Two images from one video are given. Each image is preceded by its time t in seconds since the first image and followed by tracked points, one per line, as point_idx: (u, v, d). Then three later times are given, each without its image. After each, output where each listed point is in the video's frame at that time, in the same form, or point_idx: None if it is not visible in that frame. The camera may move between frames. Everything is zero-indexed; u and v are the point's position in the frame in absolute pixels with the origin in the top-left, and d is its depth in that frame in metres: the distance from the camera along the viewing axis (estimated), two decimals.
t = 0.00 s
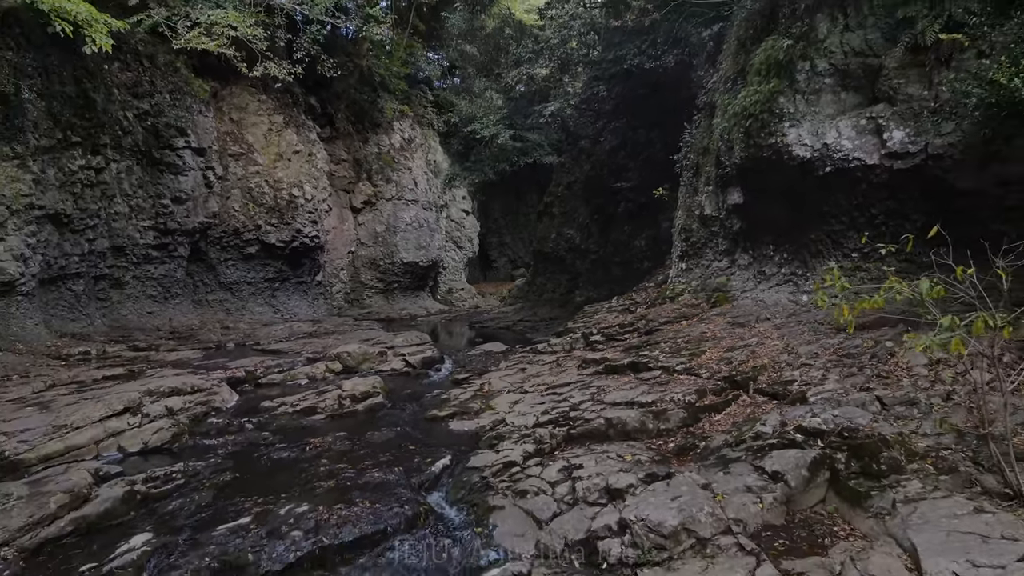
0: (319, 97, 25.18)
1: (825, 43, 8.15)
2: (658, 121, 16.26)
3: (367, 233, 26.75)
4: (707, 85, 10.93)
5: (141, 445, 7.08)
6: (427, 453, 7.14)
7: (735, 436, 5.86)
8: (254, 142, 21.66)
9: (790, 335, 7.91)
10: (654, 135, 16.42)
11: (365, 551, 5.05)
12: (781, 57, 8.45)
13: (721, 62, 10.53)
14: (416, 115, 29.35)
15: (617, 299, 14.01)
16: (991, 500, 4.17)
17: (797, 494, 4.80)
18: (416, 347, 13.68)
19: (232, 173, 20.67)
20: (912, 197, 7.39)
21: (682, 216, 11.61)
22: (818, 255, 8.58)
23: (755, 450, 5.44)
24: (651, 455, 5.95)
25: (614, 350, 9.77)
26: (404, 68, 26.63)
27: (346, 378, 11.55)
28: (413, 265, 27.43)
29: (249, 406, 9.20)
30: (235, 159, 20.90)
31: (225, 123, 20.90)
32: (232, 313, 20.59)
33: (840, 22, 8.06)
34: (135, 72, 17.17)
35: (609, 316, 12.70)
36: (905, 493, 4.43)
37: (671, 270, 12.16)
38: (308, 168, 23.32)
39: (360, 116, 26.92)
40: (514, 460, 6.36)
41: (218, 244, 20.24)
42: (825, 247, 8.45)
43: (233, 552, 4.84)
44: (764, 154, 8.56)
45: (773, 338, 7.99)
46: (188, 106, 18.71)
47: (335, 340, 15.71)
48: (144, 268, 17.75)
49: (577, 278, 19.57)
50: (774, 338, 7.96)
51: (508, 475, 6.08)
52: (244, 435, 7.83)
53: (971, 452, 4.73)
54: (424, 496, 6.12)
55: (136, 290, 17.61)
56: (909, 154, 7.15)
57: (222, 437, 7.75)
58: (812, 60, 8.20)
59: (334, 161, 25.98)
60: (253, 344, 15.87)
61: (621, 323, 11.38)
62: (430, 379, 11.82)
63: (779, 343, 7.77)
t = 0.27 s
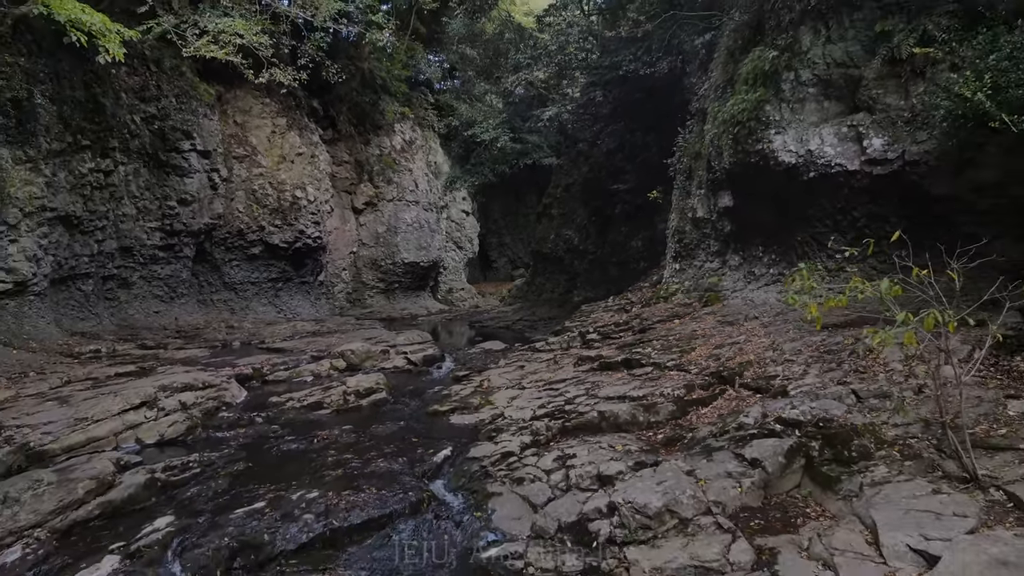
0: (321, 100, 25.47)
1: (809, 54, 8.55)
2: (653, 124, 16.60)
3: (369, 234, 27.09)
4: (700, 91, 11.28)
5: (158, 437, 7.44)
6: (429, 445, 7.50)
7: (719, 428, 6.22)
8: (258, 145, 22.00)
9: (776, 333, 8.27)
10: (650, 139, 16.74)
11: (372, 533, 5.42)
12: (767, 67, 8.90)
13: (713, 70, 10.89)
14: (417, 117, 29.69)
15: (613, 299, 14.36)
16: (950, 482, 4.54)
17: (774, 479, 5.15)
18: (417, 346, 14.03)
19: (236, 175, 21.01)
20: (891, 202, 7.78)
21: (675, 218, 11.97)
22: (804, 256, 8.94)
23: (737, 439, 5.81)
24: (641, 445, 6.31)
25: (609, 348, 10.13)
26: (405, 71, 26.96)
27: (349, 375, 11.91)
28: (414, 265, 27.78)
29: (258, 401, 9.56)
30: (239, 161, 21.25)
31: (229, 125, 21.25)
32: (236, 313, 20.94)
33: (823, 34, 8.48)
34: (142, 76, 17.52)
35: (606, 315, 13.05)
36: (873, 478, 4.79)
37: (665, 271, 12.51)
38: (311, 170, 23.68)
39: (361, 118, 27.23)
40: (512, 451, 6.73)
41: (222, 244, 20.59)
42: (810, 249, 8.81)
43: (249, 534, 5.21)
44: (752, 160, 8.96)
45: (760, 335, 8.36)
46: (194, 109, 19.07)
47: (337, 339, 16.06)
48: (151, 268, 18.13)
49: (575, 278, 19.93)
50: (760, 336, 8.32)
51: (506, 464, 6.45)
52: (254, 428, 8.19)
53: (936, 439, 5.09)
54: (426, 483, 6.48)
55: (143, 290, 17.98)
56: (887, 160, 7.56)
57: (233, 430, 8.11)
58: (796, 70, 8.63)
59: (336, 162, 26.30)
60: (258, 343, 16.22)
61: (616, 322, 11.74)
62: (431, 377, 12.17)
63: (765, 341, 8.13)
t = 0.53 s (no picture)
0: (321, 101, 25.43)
1: (793, 64, 9.16)
2: (649, 128, 16.95)
3: (370, 235, 27.42)
4: (692, 98, 11.66)
5: (172, 430, 7.80)
6: (431, 438, 7.87)
7: (705, 420, 6.58)
8: (262, 147, 22.35)
9: (764, 331, 8.64)
10: (647, 142, 17.10)
11: (378, 518, 5.79)
12: (754, 77, 9.50)
13: (706, 77, 11.26)
14: (417, 119, 30.03)
15: (610, 298, 14.70)
16: (914, 468, 4.91)
17: (754, 467, 5.51)
18: (418, 345, 14.38)
19: (240, 177, 21.35)
20: (872, 206, 8.23)
21: (670, 220, 12.33)
22: (790, 258, 9.35)
23: (721, 430, 6.17)
24: (632, 436, 6.68)
25: (604, 346, 10.48)
26: (406, 74, 27.28)
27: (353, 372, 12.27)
28: (414, 265, 28.14)
29: (266, 397, 9.94)
30: (243, 163, 21.59)
31: (234, 128, 21.59)
32: (241, 312, 21.30)
33: (807, 45, 9.10)
34: (149, 81, 17.87)
35: (602, 314, 13.40)
36: (845, 465, 5.15)
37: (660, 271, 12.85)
38: (313, 171, 24.02)
39: (360, 119, 27.18)
40: (510, 442, 7.10)
41: (226, 245, 20.94)
42: (796, 251, 9.21)
43: (265, 517, 5.58)
44: (741, 164, 9.50)
45: (749, 333, 8.72)
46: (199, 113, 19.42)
47: (340, 338, 16.40)
48: (157, 269, 18.49)
49: (573, 278, 20.31)
50: (748, 334, 8.68)
51: (504, 455, 6.82)
52: (264, 422, 8.57)
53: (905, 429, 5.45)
54: (429, 472, 6.85)
55: (149, 290, 18.33)
56: (867, 167, 8.10)
57: (244, 424, 8.48)
58: (781, 80, 9.22)
59: (338, 164, 26.55)
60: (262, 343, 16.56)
61: (612, 322, 12.09)
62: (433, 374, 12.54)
63: (752, 338, 8.51)
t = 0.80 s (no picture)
0: (322, 102, 25.64)
1: (780, 74, 9.49)
2: (646, 131, 17.32)
3: (372, 235, 27.76)
4: (686, 104, 12.01)
5: (186, 424, 8.16)
6: (434, 431, 8.24)
7: (693, 413, 6.95)
8: (265, 149, 22.70)
9: (753, 329, 9.01)
10: (644, 145, 17.44)
11: (384, 504, 6.15)
12: (742, 86, 9.84)
13: (699, 83, 11.61)
14: (418, 121, 30.38)
15: (607, 298, 15.05)
16: (884, 455, 5.26)
17: (738, 456, 5.86)
18: (419, 343, 14.74)
19: (245, 179, 21.69)
20: (856, 210, 8.65)
21: (664, 222, 12.69)
22: (778, 260, 9.72)
23: (708, 422, 6.54)
24: (624, 428, 7.05)
25: (600, 344, 10.85)
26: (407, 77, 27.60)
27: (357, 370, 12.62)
28: (415, 265, 28.50)
29: (273, 393, 10.30)
30: (247, 165, 21.92)
31: (238, 131, 21.93)
32: (245, 312, 21.65)
33: (793, 55, 9.44)
34: (156, 85, 18.23)
35: (599, 313, 13.76)
36: (821, 454, 5.51)
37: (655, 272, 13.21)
38: (316, 173, 24.37)
39: (364, 122, 27.73)
40: (508, 435, 7.46)
41: (231, 246, 21.29)
42: (784, 253, 9.60)
43: (278, 503, 5.95)
44: (731, 169, 9.89)
45: (738, 332, 9.09)
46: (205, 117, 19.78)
47: (344, 337, 16.74)
48: (164, 270, 18.86)
49: (572, 278, 20.71)
50: (738, 333, 9.05)
51: (503, 446, 7.19)
52: (273, 417, 8.93)
53: (879, 420, 5.80)
54: (432, 463, 7.22)
55: (156, 290, 18.70)
56: (850, 172, 8.47)
57: (254, 418, 8.84)
58: (769, 89, 9.57)
59: (340, 166, 26.83)
60: (267, 342, 16.91)
61: (608, 321, 12.45)
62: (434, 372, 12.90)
63: (741, 337, 8.87)
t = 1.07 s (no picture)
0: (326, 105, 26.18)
1: (768, 82, 10.01)
2: (643, 134, 17.76)
3: (373, 236, 28.08)
4: (680, 109, 12.38)
5: (199, 418, 8.51)
6: (436, 425, 8.59)
7: (683, 406, 7.32)
8: (268, 152, 23.04)
9: (743, 327, 9.37)
10: (641, 148, 17.83)
11: (389, 492, 6.52)
12: (732, 94, 10.37)
13: (693, 89, 11.97)
14: (419, 123, 30.71)
15: (605, 298, 15.39)
16: (859, 444, 5.62)
17: (723, 445, 6.21)
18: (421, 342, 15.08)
19: (249, 181, 22.01)
20: (840, 211, 9.06)
21: (659, 224, 13.04)
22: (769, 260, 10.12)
23: (696, 415, 6.91)
24: (617, 420, 7.42)
25: (596, 342, 11.20)
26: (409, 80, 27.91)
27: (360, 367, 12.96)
28: (416, 266, 28.84)
29: (280, 389, 10.66)
30: (251, 167, 22.24)
31: (242, 134, 22.26)
32: (249, 312, 21.99)
33: (779, 65, 9.92)
34: (162, 89, 18.59)
35: (596, 313, 14.11)
36: (799, 443, 5.88)
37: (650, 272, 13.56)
38: (319, 175, 24.68)
39: (364, 123, 27.87)
40: (507, 427, 7.84)
41: (235, 247, 21.63)
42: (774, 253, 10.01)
43: (290, 490, 6.32)
44: (721, 173, 10.33)
45: (729, 330, 9.45)
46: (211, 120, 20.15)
47: (347, 336, 17.06)
48: (170, 270, 19.23)
49: (571, 278, 21.04)
50: (728, 331, 9.41)
51: (502, 439, 7.56)
52: (281, 411, 9.29)
53: (855, 412, 6.17)
54: (434, 454, 7.59)
55: (162, 290, 19.05)
56: (834, 177, 8.91)
57: (263, 413, 9.21)
58: (757, 96, 10.08)
59: (342, 167, 27.15)
60: (272, 341, 17.23)
61: (605, 320, 12.79)
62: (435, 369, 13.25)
63: (731, 334, 9.22)
